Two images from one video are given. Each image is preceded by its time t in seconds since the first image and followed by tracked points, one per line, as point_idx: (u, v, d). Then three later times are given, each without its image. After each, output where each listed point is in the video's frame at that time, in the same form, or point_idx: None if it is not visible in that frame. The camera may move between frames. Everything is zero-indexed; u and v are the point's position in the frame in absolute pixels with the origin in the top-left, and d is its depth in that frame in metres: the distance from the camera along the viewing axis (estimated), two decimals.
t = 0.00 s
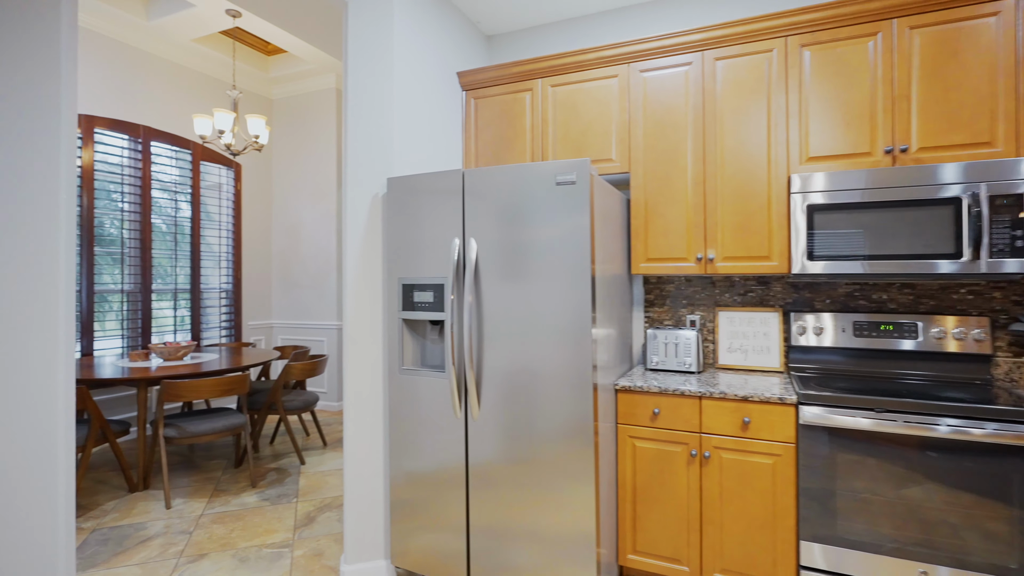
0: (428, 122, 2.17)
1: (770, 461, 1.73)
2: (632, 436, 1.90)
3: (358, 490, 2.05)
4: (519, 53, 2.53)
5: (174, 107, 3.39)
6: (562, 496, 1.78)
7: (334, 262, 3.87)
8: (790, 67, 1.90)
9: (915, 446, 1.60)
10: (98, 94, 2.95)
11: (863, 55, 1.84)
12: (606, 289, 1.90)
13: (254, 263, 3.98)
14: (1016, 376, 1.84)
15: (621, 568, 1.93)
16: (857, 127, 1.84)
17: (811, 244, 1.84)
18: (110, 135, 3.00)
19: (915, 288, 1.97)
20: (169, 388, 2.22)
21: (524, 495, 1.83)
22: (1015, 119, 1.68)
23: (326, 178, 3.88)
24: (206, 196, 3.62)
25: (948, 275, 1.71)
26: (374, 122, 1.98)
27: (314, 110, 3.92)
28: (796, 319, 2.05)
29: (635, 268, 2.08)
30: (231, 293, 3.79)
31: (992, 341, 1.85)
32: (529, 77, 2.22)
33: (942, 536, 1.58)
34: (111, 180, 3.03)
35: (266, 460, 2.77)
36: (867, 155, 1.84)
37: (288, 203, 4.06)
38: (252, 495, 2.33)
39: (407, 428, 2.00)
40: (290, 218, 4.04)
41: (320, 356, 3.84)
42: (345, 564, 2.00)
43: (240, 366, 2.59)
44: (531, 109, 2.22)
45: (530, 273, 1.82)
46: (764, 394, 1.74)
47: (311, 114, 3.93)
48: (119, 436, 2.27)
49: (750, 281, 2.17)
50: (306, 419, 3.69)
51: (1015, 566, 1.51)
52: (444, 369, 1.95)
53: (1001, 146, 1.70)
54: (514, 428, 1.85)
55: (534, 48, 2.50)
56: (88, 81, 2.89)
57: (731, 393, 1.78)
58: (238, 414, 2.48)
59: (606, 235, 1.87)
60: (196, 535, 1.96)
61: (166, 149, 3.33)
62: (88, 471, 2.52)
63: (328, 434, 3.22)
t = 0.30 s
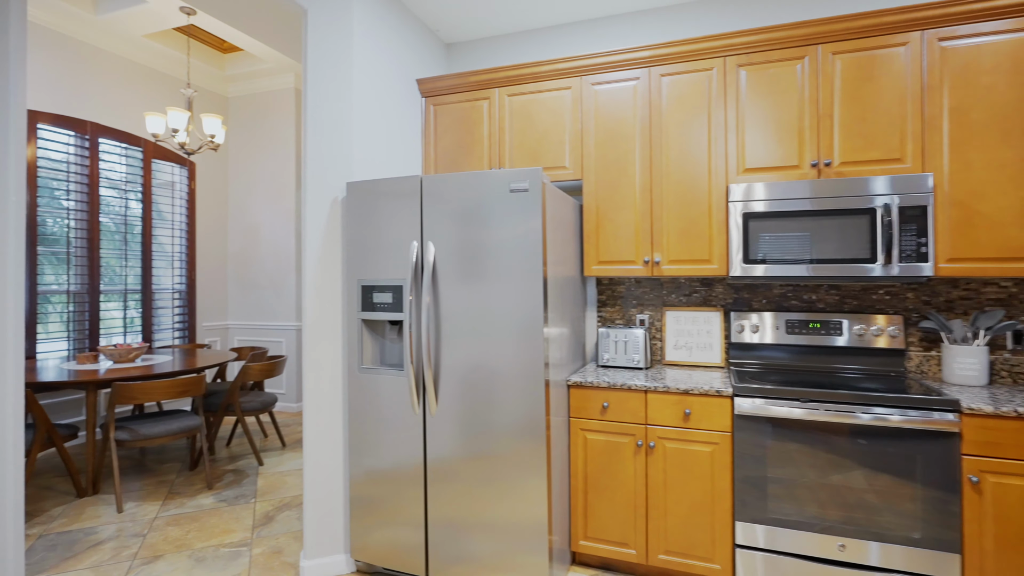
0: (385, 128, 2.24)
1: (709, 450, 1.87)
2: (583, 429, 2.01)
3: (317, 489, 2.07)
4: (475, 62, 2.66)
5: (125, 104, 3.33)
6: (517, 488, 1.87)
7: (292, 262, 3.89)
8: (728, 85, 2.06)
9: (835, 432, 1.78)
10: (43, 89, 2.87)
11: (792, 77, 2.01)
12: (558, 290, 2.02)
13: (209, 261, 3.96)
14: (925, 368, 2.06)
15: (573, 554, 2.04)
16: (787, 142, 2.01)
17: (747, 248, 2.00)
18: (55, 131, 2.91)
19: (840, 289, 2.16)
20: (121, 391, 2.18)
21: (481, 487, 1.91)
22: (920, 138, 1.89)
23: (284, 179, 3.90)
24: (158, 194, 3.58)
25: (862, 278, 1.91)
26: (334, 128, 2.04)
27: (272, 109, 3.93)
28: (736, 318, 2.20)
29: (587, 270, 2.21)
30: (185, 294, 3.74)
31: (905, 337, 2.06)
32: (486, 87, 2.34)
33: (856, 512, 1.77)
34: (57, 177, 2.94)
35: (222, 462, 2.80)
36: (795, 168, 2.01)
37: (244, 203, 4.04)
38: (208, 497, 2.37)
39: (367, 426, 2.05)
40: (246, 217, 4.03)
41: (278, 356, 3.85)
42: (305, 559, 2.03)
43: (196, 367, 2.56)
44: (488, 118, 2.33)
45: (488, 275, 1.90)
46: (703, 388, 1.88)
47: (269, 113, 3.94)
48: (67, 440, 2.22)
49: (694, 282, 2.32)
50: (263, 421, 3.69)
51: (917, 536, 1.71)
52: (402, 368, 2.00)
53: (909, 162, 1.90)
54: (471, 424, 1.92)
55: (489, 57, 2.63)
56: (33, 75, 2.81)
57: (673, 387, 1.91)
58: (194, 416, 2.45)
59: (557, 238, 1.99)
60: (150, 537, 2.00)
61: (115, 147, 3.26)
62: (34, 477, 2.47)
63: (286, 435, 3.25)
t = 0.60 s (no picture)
0: (348, 130, 2.28)
1: (659, 441, 1.99)
2: (541, 425, 2.11)
3: (278, 489, 2.08)
4: (437, 67, 2.73)
5: (78, 100, 3.28)
6: (477, 483, 1.94)
7: (252, 262, 3.91)
8: (677, 97, 2.17)
9: (773, 422, 1.92)
10: None
11: (735, 90, 2.13)
12: (516, 290, 2.10)
13: (166, 260, 3.94)
14: (857, 362, 2.22)
15: (531, 545, 2.13)
16: (731, 150, 2.14)
17: (694, 251, 2.11)
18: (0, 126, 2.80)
19: (781, 289, 2.31)
20: (73, 394, 2.13)
21: (442, 482, 1.96)
22: (850, 150, 2.04)
23: (244, 178, 3.92)
24: (112, 191, 3.52)
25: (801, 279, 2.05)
26: (297, 129, 2.06)
27: (232, 108, 3.94)
28: (686, 317, 2.32)
29: (546, 271, 2.30)
30: (139, 295, 3.69)
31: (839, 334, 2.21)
32: (449, 92, 2.43)
33: (791, 497, 1.91)
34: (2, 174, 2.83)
35: (180, 465, 2.83)
36: (738, 176, 2.14)
37: (203, 201, 4.04)
38: (166, 500, 2.41)
39: (329, 427, 2.07)
40: (205, 216, 4.03)
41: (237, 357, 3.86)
42: (266, 558, 2.04)
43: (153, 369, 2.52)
44: (450, 122, 2.42)
45: (450, 276, 1.95)
46: (653, 383, 2.00)
47: (229, 110, 3.96)
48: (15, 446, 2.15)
49: (648, 283, 2.43)
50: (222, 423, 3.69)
51: (845, 517, 1.86)
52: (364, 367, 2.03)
53: (840, 173, 2.05)
54: (432, 423, 1.97)
55: (451, 63, 2.70)
56: None
57: (625, 382, 2.02)
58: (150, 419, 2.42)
59: (515, 241, 2.06)
60: (105, 540, 2.03)
61: (66, 143, 3.17)
62: None
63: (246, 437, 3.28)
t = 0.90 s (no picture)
0: (313, 132, 2.30)
1: (614, 435, 2.08)
2: (503, 420, 2.18)
3: (240, 489, 2.08)
4: (402, 70, 2.77)
5: (28, 94, 3.17)
6: (440, 479, 1.98)
7: (214, 261, 3.87)
8: (633, 104, 2.27)
9: (721, 414, 2.03)
10: None
11: (688, 99, 2.24)
12: (478, 290, 2.15)
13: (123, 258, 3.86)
14: (800, 358, 2.36)
15: (493, 537, 2.20)
16: (685, 156, 2.24)
17: (649, 252, 2.21)
18: None
19: (731, 289, 2.44)
20: (24, 397, 2.08)
21: (405, 479, 2.00)
22: (792, 159, 2.17)
23: (204, 176, 3.87)
24: (64, 188, 3.43)
25: (750, 279, 2.16)
26: (259, 129, 2.07)
27: (193, 104, 3.89)
28: (643, 316, 2.41)
29: (508, 271, 2.37)
30: (94, 295, 3.60)
31: (783, 331, 2.35)
32: (413, 95, 2.46)
33: (736, 485, 2.03)
34: None
35: (138, 468, 2.79)
36: (690, 181, 2.25)
37: (161, 200, 3.97)
38: (124, 504, 2.38)
39: (293, 427, 2.08)
40: (163, 215, 3.97)
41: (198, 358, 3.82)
42: (228, 557, 2.05)
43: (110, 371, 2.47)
44: (414, 124, 2.46)
45: (414, 277, 1.99)
46: (609, 379, 2.09)
47: (189, 107, 3.90)
48: None
49: (606, 283, 2.52)
50: (182, 426, 3.64)
51: (785, 503, 1.99)
52: (327, 367, 2.05)
53: (783, 179, 2.18)
54: (396, 420, 2.01)
55: (416, 66, 2.75)
56: None
57: (583, 378, 2.11)
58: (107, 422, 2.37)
59: (477, 242, 2.12)
60: (59, 546, 2.01)
61: (15, 138, 3.10)
62: None
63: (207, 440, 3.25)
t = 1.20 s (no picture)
0: (281, 133, 2.32)
1: (575, 428, 2.17)
2: (468, 416, 2.24)
3: (204, 489, 2.08)
4: (370, 72, 2.81)
5: None
6: (407, 475, 2.03)
7: (176, 261, 3.84)
8: (595, 110, 2.36)
9: (675, 407, 2.14)
10: None
11: (646, 107, 2.35)
12: (444, 289, 2.21)
13: (78, 255, 3.77)
14: (751, 353, 2.50)
15: (459, 531, 2.26)
16: (644, 161, 2.35)
17: (609, 253, 2.30)
18: None
19: (687, 288, 2.57)
20: None
21: (372, 475, 2.04)
22: (742, 165, 2.30)
23: (166, 174, 3.84)
24: (17, 185, 3.35)
25: (704, 279, 2.28)
26: (224, 128, 2.07)
27: (154, 101, 3.85)
28: (605, 314, 2.51)
29: (474, 271, 2.44)
30: (48, 295, 3.51)
31: (735, 328, 2.49)
32: (380, 97, 2.50)
33: (690, 474, 2.14)
34: None
35: (97, 472, 2.74)
36: (648, 184, 2.35)
37: (120, 198, 3.91)
38: (82, 508, 2.35)
39: (259, 427, 2.09)
40: (123, 213, 3.90)
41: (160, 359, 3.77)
42: (192, 557, 2.04)
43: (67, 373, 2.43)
44: (382, 126, 2.50)
45: (382, 277, 2.03)
46: (570, 374, 2.18)
47: (149, 103, 3.85)
48: None
49: (570, 283, 2.62)
50: (143, 428, 3.57)
51: (735, 489, 2.11)
52: (294, 365, 2.07)
53: (733, 184, 2.31)
54: (363, 418, 2.04)
55: (384, 68, 2.79)
56: None
57: (546, 374, 2.19)
58: (64, 425, 2.33)
59: (443, 242, 2.18)
60: (14, 552, 1.98)
61: None
62: None
63: (169, 442, 3.21)
